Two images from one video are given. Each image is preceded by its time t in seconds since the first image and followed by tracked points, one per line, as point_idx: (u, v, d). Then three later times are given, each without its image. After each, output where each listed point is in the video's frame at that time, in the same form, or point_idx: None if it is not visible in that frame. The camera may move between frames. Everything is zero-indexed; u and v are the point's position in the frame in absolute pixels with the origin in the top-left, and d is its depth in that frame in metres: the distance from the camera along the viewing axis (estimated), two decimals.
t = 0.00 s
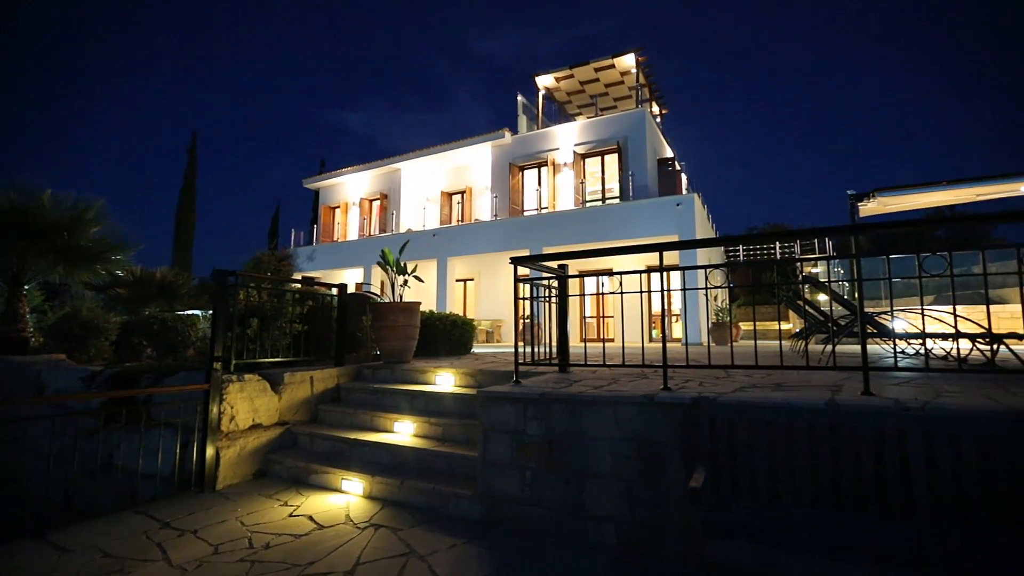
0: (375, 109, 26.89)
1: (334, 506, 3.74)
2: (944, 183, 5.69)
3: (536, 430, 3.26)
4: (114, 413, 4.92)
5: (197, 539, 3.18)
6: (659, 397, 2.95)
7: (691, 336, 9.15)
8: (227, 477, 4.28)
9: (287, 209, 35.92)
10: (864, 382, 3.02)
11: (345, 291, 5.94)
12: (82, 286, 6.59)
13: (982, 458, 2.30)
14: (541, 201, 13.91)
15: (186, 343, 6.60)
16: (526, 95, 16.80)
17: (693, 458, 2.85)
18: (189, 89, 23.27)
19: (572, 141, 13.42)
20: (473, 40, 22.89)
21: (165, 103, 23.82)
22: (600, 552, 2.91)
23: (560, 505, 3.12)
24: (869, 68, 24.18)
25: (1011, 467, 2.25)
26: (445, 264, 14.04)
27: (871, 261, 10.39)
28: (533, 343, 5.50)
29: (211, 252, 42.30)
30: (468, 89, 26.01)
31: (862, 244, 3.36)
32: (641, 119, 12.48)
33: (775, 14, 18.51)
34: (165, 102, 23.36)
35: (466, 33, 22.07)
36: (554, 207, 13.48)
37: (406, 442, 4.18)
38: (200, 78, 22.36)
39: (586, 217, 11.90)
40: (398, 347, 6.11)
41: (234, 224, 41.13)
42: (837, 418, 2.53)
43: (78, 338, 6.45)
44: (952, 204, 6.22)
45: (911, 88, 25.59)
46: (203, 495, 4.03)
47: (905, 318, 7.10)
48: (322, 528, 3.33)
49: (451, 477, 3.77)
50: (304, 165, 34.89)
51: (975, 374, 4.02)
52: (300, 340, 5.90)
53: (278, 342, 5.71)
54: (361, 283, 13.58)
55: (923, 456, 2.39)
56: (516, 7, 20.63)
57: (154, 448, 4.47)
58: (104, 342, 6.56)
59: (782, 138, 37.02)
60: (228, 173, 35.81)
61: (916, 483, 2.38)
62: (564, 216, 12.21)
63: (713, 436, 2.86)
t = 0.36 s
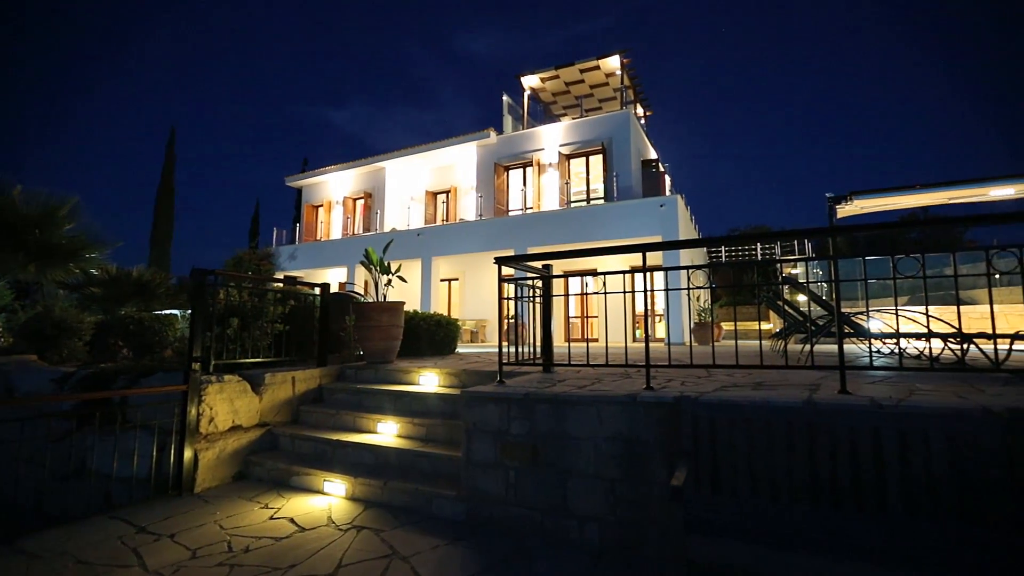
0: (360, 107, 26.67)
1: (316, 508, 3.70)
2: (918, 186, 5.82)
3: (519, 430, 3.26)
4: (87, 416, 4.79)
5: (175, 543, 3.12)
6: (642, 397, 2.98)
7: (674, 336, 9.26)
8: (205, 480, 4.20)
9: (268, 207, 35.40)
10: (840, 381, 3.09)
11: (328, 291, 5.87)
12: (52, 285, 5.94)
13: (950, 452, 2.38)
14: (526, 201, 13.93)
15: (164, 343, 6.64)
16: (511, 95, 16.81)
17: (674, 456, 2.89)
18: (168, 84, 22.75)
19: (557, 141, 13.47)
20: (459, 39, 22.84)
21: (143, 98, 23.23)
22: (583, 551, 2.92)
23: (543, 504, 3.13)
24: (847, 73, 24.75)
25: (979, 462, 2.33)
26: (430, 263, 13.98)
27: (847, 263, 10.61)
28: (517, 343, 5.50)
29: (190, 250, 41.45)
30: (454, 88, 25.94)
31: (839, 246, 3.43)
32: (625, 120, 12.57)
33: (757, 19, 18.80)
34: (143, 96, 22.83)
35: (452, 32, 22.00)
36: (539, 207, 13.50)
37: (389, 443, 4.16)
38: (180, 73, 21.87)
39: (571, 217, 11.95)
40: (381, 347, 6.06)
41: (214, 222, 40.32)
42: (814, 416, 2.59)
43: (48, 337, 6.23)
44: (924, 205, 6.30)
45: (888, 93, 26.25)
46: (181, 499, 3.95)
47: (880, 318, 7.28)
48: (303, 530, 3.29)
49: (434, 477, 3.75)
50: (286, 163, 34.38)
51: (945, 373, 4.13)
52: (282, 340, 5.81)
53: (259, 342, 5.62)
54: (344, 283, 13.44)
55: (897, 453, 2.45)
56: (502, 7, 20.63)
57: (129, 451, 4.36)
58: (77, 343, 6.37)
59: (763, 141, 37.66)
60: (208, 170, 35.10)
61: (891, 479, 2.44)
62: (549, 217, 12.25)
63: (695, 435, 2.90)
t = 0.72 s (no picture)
0: (345, 105, 26.43)
1: (298, 510, 3.65)
2: (894, 189, 5.96)
3: (504, 430, 3.26)
4: (61, 418, 4.66)
5: (152, 548, 3.05)
6: (626, 396, 3.01)
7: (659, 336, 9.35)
8: (184, 483, 4.11)
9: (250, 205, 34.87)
10: (820, 380, 3.14)
11: (311, 291, 5.80)
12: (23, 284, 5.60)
13: (924, 448, 2.44)
14: (512, 201, 13.93)
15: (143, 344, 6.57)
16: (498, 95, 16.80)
17: (658, 454, 2.92)
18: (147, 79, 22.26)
19: (543, 141, 13.51)
20: (446, 38, 22.79)
21: (120, 92, 22.67)
22: (567, 550, 2.94)
23: (527, 504, 3.14)
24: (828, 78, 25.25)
25: (952, 457, 2.39)
26: (415, 263, 13.91)
27: (827, 264, 10.81)
28: (503, 343, 5.50)
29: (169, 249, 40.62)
30: (440, 87, 25.87)
31: (818, 247, 3.50)
32: (611, 122, 12.65)
33: (740, 24, 19.07)
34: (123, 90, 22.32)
35: (439, 31, 21.93)
36: (525, 207, 13.52)
37: (374, 444, 4.13)
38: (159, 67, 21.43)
39: (558, 217, 11.98)
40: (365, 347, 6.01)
41: (194, 220, 39.57)
42: (795, 414, 2.64)
43: (17, 338, 5.87)
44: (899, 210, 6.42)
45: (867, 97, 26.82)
46: (158, 502, 3.87)
47: (858, 318, 7.42)
48: (286, 532, 3.25)
49: (419, 477, 3.74)
50: (270, 161, 33.90)
51: (919, 372, 4.24)
52: (265, 340, 5.73)
53: (240, 342, 5.54)
54: (328, 282, 13.31)
55: (873, 450, 2.51)
56: (488, 6, 20.64)
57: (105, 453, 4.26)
58: (51, 343, 6.18)
59: (746, 144, 38.22)
60: (188, 168, 34.43)
61: (868, 476, 2.49)
62: (535, 217, 12.27)
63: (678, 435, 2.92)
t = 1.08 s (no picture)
0: (331, 103, 26.17)
1: (281, 512, 3.60)
2: (873, 192, 6.09)
3: (490, 430, 3.26)
4: (36, 420, 4.54)
5: (130, 552, 2.98)
6: (612, 396, 3.02)
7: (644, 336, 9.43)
8: (164, 486, 4.03)
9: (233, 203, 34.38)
10: (802, 379, 3.20)
11: (295, 290, 5.72)
12: None
13: (900, 445, 2.50)
14: (499, 201, 13.93)
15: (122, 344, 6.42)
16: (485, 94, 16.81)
17: (643, 454, 2.94)
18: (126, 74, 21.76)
19: (530, 142, 13.52)
20: (433, 38, 22.70)
21: (98, 87, 22.14)
22: (553, 550, 2.94)
23: (513, 504, 3.14)
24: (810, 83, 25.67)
25: (927, 453, 2.45)
26: (402, 263, 13.83)
27: (808, 265, 11.03)
28: (489, 343, 5.50)
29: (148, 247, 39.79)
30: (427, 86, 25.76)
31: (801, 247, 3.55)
32: (598, 123, 12.71)
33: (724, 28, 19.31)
34: (103, 83, 21.85)
35: (425, 30, 21.83)
36: (512, 207, 13.53)
37: (359, 445, 4.10)
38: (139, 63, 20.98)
39: (545, 217, 12.00)
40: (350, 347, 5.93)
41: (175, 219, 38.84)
42: (777, 413, 2.68)
43: None
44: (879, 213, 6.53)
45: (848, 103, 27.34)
46: (136, 506, 3.78)
47: (838, 318, 7.57)
48: (268, 535, 3.21)
49: (405, 478, 3.72)
50: (253, 159, 33.40)
51: (896, 371, 4.34)
52: (248, 340, 5.64)
53: (223, 342, 5.44)
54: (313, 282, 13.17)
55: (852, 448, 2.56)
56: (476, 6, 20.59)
57: (82, 456, 4.16)
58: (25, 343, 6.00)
59: (730, 146, 38.76)
60: (169, 165, 33.78)
61: (847, 473, 2.54)
62: (522, 217, 12.28)
63: (663, 434, 2.94)
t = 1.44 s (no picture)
0: (318, 101, 25.92)
1: (265, 514, 3.56)
2: (856, 194, 6.18)
3: (477, 430, 3.25)
4: (11, 422, 4.43)
5: (108, 557, 2.92)
6: (598, 396, 3.03)
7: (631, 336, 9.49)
8: (144, 489, 3.95)
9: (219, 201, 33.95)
10: (786, 378, 3.25)
11: (281, 290, 5.66)
12: None
13: (881, 442, 2.54)
14: (487, 201, 13.92)
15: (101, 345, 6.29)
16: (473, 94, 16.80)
17: (629, 453, 2.95)
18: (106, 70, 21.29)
19: (519, 142, 13.53)
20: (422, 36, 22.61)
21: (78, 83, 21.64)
22: (540, 549, 2.95)
23: (500, 504, 3.14)
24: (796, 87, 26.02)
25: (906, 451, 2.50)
26: (389, 263, 13.75)
27: (792, 265, 11.17)
28: (476, 343, 5.50)
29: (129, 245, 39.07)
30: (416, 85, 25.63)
31: (784, 248, 3.60)
32: (585, 123, 12.75)
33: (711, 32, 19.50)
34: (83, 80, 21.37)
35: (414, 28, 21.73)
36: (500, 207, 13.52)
37: (344, 445, 4.07)
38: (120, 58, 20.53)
39: (533, 217, 12.01)
40: (337, 348, 5.87)
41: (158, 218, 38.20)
42: (760, 412, 2.71)
43: None
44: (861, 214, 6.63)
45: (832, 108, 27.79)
46: (115, 510, 3.70)
47: (821, 318, 7.69)
48: (251, 538, 3.16)
49: (391, 478, 3.70)
50: (238, 157, 32.94)
51: (876, 370, 4.41)
52: (232, 341, 5.56)
53: (206, 342, 5.37)
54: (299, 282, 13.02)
55: (834, 446, 2.60)
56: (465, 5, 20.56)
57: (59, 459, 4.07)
58: None
59: (716, 148, 39.20)
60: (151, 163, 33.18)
61: (829, 470, 2.59)
62: (510, 217, 12.28)
63: (649, 434, 2.96)
